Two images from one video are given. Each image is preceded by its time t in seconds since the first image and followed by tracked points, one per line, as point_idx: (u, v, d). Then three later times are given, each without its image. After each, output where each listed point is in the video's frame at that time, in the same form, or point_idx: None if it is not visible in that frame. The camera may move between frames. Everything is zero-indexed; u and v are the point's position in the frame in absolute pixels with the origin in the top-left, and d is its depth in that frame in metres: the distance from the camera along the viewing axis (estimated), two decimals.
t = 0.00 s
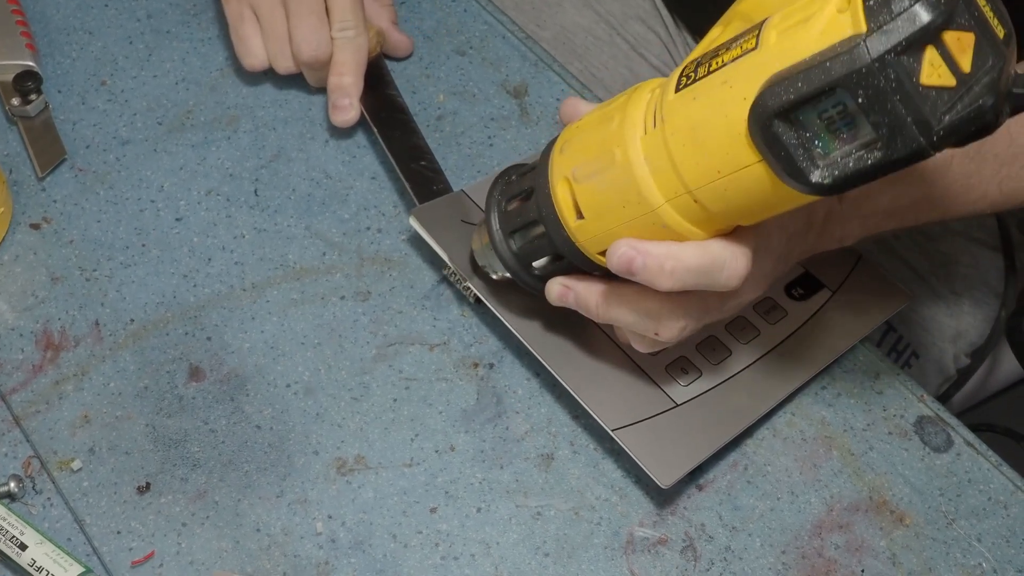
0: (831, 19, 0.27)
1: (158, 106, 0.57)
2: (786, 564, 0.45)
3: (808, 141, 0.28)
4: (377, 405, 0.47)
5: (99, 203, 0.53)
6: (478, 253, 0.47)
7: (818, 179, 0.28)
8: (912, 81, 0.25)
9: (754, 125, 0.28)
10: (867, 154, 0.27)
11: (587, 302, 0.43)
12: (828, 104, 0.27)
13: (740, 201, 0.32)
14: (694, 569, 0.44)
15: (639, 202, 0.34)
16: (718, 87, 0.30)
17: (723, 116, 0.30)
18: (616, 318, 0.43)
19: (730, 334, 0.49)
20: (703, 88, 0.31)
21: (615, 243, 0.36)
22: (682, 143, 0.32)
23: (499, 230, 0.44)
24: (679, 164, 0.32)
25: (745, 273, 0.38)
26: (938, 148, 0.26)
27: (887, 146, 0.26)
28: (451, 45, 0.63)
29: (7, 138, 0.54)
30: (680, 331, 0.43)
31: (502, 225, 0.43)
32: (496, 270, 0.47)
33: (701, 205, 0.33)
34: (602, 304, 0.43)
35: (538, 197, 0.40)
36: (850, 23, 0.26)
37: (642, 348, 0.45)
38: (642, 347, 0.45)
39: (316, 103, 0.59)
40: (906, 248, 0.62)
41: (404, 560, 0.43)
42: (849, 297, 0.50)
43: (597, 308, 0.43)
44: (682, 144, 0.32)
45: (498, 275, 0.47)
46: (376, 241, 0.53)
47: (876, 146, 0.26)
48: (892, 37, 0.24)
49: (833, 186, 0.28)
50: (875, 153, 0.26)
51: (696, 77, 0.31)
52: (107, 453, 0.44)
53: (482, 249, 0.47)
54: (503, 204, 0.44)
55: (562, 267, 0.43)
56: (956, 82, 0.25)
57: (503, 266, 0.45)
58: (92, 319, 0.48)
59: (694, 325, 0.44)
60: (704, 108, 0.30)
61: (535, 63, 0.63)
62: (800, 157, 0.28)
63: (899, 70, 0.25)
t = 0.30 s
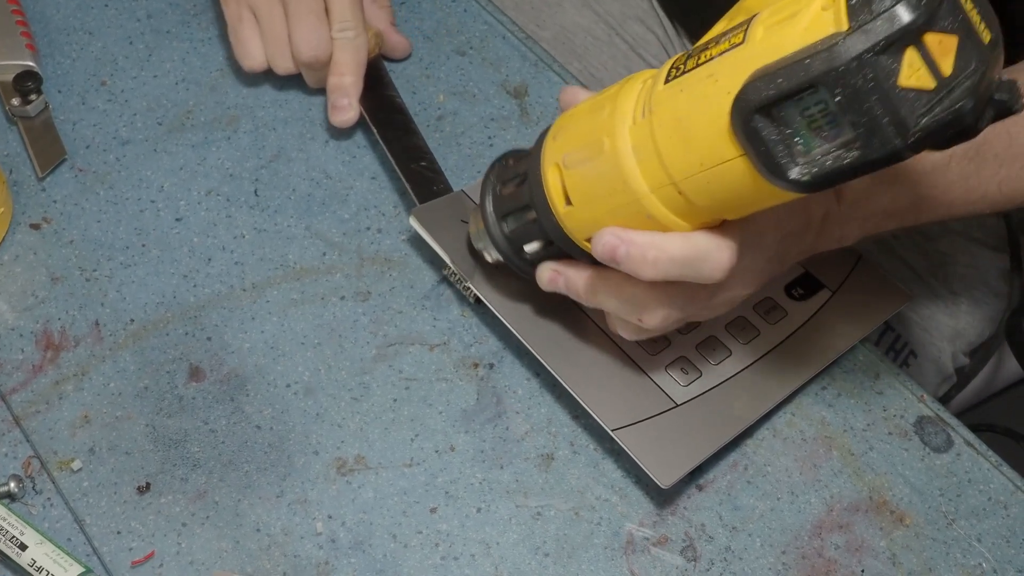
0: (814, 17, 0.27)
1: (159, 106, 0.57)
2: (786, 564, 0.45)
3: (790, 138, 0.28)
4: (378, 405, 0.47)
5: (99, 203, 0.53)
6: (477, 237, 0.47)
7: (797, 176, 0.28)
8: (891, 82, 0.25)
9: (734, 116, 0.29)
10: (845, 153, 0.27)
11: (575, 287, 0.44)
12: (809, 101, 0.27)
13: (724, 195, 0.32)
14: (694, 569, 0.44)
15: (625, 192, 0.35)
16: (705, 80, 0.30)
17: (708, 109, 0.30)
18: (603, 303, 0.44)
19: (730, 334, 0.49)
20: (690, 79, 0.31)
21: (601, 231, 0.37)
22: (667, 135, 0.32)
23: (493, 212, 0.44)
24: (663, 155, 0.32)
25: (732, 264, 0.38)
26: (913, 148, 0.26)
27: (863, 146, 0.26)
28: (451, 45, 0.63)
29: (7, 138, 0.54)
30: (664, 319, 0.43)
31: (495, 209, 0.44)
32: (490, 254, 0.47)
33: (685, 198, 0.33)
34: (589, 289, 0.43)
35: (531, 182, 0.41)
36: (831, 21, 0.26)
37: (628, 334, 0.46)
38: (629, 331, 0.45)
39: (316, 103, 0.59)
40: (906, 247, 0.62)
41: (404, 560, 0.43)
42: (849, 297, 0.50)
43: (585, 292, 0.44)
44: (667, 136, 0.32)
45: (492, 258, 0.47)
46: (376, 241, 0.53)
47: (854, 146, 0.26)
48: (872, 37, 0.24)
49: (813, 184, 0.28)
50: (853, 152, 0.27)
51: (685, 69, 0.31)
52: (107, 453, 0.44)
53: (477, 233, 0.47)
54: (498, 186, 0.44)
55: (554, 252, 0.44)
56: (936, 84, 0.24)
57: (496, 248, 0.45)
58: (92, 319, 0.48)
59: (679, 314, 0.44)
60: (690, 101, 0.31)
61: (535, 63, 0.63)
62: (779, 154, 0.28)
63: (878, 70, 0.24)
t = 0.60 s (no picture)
0: (776, 7, 0.26)
1: (158, 106, 0.57)
2: (786, 564, 0.45)
3: (749, 127, 0.27)
4: (377, 405, 0.47)
5: (99, 203, 0.53)
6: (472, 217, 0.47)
7: (753, 165, 0.28)
8: (842, 75, 0.24)
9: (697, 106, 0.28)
10: (799, 146, 0.27)
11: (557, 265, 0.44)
12: (767, 91, 0.26)
13: (691, 180, 0.32)
14: (694, 569, 0.44)
15: (598, 172, 0.35)
16: (674, 65, 0.30)
17: (675, 94, 0.30)
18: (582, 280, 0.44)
19: (730, 335, 0.49)
20: (661, 66, 0.31)
21: (576, 211, 0.37)
22: (638, 118, 0.32)
23: (484, 186, 0.44)
24: (634, 137, 0.32)
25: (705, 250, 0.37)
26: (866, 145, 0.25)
27: (816, 138, 0.26)
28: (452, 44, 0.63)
29: (7, 138, 0.54)
30: (638, 301, 0.44)
31: (485, 182, 0.44)
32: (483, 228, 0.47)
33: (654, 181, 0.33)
34: (570, 269, 0.44)
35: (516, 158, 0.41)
36: (790, 13, 0.25)
37: (606, 314, 0.47)
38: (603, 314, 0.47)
39: (316, 103, 0.59)
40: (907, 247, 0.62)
41: (404, 560, 0.43)
42: (849, 297, 0.50)
43: (566, 271, 0.44)
44: (638, 119, 0.32)
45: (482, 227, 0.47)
46: (376, 241, 0.53)
47: (807, 138, 0.26)
48: (824, 31, 0.24)
49: (769, 173, 0.28)
50: (807, 144, 0.26)
51: (660, 54, 0.31)
52: (107, 453, 0.44)
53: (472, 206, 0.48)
54: (490, 160, 0.44)
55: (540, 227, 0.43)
56: (890, 82, 0.24)
57: (484, 222, 0.45)
58: (92, 319, 0.48)
59: (654, 296, 0.44)
60: (659, 86, 0.30)
61: (535, 63, 0.63)
62: (738, 141, 0.28)
63: (829, 62, 0.24)
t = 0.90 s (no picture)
0: (808, 49, 0.27)
1: (159, 106, 0.57)
2: (786, 564, 0.45)
3: (777, 164, 0.28)
4: (377, 405, 0.47)
5: (99, 203, 0.53)
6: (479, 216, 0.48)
7: (780, 203, 0.28)
8: (877, 123, 0.24)
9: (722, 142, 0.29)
10: (829, 188, 0.27)
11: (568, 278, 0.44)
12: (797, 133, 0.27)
13: (712, 208, 0.33)
14: (694, 569, 0.44)
15: (616, 195, 0.35)
16: (700, 95, 0.30)
17: (700, 127, 0.30)
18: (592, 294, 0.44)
19: (730, 335, 0.49)
20: (685, 95, 0.31)
21: (592, 230, 0.37)
22: (661, 145, 0.32)
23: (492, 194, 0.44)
24: (656, 164, 0.33)
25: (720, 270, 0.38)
26: (897, 189, 0.26)
27: (846, 182, 0.26)
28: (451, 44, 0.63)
29: (7, 138, 0.54)
30: (648, 317, 0.44)
31: (494, 190, 0.44)
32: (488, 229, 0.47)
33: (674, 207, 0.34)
34: (579, 282, 0.44)
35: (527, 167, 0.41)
36: (822, 56, 0.26)
37: (614, 322, 0.46)
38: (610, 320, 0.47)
39: (316, 103, 0.59)
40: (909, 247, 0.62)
41: (404, 560, 0.43)
42: (849, 297, 0.50)
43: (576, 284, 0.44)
44: (660, 146, 0.32)
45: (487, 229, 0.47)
46: (376, 241, 0.53)
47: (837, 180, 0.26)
48: (860, 80, 0.24)
49: (796, 211, 0.28)
50: (836, 186, 0.27)
51: (683, 81, 0.32)
52: (107, 453, 0.44)
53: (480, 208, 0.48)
54: (499, 169, 0.44)
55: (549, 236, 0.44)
56: (924, 129, 0.24)
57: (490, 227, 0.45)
58: (92, 319, 0.48)
59: (664, 311, 0.44)
60: (683, 116, 0.31)
61: (535, 63, 0.63)
62: (765, 178, 0.28)
63: (864, 111, 0.24)
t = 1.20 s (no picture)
0: (812, 46, 0.27)
1: (158, 106, 0.57)
2: (786, 564, 0.45)
3: (780, 163, 0.28)
4: (377, 405, 0.47)
5: (99, 203, 0.53)
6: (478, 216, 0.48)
7: (783, 202, 0.28)
8: (882, 122, 0.24)
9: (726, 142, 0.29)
10: (832, 186, 0.27)
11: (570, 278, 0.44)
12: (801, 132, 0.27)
13: (714, 206, 0.33)
14: (694, 569, 0.44)
15: (618, 195, 0.35)
16: (703, 94, 0.30)
17: (703, 125, 0.30)
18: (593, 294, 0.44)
19: (730, 335, 0.49)
20: (688, 94, 0.31)
21: (594, 230, 0.37)
22: (663, 144, 0.32)
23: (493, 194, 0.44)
24: (657, 163, 0.33)
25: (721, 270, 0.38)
26: (900, 189, 0.26)
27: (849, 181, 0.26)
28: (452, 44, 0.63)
29: (7, 138, 0.54)
30: (650, 318, 0.44)
31: (495, 190, 0.44)
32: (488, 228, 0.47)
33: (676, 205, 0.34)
34: (582, 282, 0.44)
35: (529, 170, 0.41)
36: (826, 54, 0.26)
37: (614, 322, 0.46)
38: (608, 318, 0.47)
39: (316, 103, 0.59)
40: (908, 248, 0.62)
41: (404, 560, 0.43)
42: (849, 297, 0.50)
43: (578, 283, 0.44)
44: (662, 146, 0.32)
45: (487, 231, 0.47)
46: (376, 241, 0.53)
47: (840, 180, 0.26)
48: (864, 78, 0.24)
49: (800, 211, 0.28)
50: (839, 185, 0.27)
51: (685, 80, 0.32)
52: (107, 453, 0.44)
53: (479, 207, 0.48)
54: (500, 169, 0.44)
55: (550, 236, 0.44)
56: (926, 128, 0.25)
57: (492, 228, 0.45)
58: (92, 318, 0.48)
59: (666, 311, 0.44)
60: (685, 114, 0.31)
61: (535, 63, 0.63)
62: (768, 178, 0.28)
63: (869, 109, 0.24)
